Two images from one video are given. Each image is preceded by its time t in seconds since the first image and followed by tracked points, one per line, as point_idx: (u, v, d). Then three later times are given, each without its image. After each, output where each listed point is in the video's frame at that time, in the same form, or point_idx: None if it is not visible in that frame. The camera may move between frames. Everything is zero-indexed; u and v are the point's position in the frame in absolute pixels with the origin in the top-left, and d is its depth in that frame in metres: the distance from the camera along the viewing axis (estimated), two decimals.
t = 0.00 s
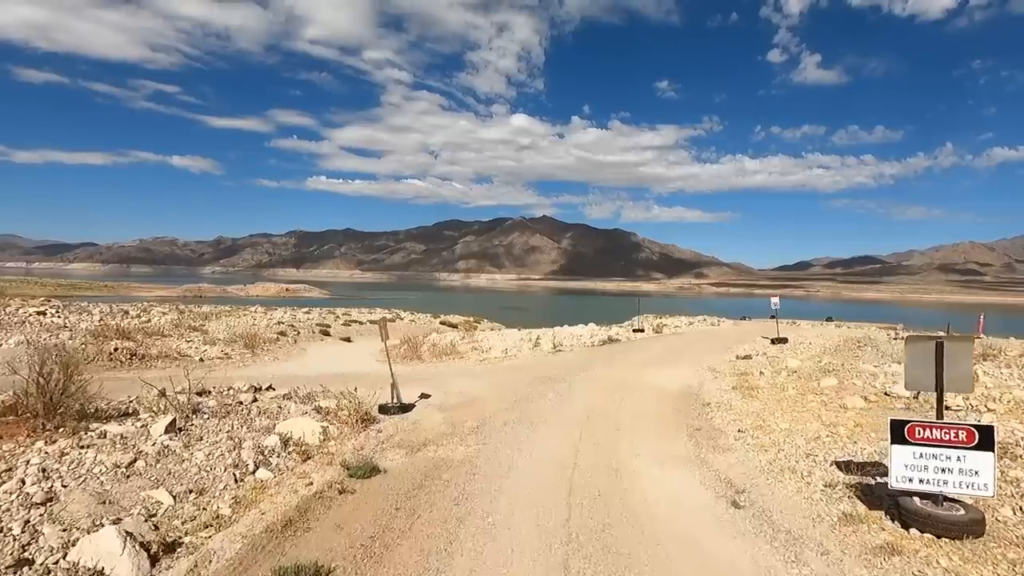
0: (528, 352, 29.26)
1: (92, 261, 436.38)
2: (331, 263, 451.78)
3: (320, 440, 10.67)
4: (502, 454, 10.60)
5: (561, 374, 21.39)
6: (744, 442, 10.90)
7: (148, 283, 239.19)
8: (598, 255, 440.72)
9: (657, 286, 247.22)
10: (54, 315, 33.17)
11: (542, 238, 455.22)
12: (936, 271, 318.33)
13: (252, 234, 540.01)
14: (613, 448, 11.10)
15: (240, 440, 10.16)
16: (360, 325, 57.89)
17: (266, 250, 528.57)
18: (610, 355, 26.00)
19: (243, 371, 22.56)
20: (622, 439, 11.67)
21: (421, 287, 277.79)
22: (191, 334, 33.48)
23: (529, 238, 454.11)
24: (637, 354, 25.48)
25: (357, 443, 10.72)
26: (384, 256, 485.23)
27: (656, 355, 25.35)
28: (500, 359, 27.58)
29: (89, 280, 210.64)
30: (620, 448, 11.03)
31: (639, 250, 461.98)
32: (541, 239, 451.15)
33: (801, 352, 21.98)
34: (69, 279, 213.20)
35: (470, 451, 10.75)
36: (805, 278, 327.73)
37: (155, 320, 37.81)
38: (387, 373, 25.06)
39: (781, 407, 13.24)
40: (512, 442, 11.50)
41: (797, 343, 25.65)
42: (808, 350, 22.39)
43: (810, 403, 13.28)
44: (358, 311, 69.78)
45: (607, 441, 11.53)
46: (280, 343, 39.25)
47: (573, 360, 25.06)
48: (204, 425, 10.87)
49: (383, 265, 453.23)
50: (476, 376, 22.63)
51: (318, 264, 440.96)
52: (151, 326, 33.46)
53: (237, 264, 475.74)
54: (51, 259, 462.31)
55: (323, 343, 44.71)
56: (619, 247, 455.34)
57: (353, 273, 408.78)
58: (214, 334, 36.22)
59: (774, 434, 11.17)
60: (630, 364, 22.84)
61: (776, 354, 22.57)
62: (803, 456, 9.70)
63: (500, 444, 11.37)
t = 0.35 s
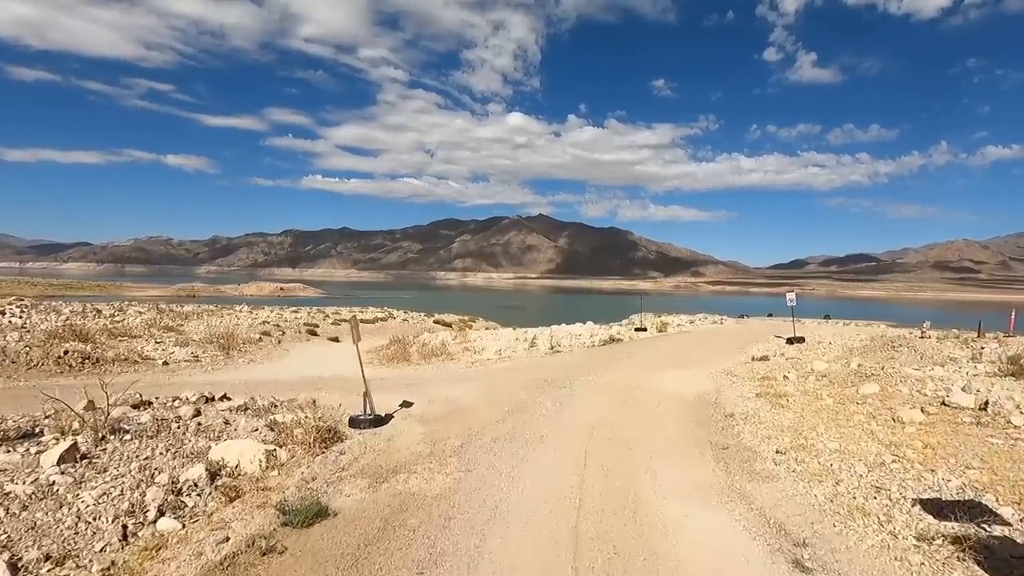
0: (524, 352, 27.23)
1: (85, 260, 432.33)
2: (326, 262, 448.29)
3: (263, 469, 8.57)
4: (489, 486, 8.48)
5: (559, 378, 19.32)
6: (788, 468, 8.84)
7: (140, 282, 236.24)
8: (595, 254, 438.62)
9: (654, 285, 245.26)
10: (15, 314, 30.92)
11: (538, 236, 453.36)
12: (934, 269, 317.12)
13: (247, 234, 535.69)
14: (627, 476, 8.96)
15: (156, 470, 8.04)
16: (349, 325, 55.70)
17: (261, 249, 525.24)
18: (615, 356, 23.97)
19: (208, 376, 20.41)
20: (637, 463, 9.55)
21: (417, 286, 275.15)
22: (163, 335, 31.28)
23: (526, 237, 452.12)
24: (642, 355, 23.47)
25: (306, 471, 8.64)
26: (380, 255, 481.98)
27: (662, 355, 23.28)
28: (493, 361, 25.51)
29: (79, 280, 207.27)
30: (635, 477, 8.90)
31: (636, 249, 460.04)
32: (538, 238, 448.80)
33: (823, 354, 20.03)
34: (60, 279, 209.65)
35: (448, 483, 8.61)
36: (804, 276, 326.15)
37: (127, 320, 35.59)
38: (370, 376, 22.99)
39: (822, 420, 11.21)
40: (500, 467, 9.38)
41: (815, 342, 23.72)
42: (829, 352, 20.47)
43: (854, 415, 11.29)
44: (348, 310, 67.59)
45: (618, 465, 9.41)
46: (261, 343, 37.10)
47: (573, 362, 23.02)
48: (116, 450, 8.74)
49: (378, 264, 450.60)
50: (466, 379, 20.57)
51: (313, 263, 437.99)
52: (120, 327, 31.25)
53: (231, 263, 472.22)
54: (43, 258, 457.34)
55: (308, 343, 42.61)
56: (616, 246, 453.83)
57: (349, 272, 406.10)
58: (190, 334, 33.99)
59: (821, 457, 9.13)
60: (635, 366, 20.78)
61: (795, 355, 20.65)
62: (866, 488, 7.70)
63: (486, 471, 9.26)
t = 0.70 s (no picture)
0: (518, 354, 25.16)
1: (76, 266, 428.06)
2: (321, 264, 444.83)
3: (163, 526, 6.49)
4: (466, 543, 6.44)
5: (556, 384, 17.29)
6: (855, 507, 6.85)
7: (131, 287, 233.41)
8: (591, 251, 436.71)
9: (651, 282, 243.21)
10: None
11: (533, 235, 451.56)
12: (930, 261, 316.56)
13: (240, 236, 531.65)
14: (648, 520, 6.96)
15: (7, 536, 6.00)
16: (338, 328, 53.53)
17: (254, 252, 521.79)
18: (617, 356, 21.91)
19: (165, 388, 18.30)
20: (658, 498, 7.57)
21: (412, 286, 272.59)
22: (130, 342, 29.11)
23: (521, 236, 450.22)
24: (647, 356, 21.44)
25: (223, 526, 6.56)
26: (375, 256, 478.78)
27: (669, 356, 21.28)
28: (485, 364, 23.43)
29: (70, 286, 205.04)
30: (656, 523, 6.88)
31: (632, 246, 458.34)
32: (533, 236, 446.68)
33: (849, 353, 18.04)
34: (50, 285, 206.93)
35: (414, 538, 6.57)
36: (800, 271, 324.99)
37: (96, 327, 33.43)
38: (349, 384, 20.88)
39: (879, 436, 9.20)
40: (485, 509, 7.37)
41: (836, 340, 21.70)
42: (856, 351, 18.47)
43: (918, 429, 9.28)
44: (339, 312, 65.39)
45: (634, 503, 7.42)
46: (240, 349, 34.98)
47: (572, 365, 20.98)
48: None
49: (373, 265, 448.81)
50: (453, 386, 18.52)
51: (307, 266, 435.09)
52: (84, 334, 29.10)
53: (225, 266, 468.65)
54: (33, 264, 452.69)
55: (292, 347, 40.38)
56: (611, 244, 452.48)
57: (343, 274, 403.34)
58: (161, 341, 31.83)
59: (895, 491, 7.13)
60: (640, 369, 18.73)
61: (819, 354, 18.64)
62: (980, 551, 5.72)
63: (466, 515, 7.24)
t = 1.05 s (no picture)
0: (508, 358, 23.04)
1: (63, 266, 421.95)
2: (312, 265, 440.82)
3: None
4: None
5: (547, 394, 15.31)
6: None
7: (117, 287, 229.15)
8: (584, 252, 435.31)
9: (646, 282, 241.98)
10: None
11: (527, 235, 449.73)
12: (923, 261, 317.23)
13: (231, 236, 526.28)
14: None
15: None
16: (322, 329, 51.27)
17: (245, 252, 516.41)
18: (617, 360, 19.96)
19: (105, 398, 16.12)
20: (688, 565, 5.63)
21: (404, 287, 269.94)
22: (87, 344, 26.84)
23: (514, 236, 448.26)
24: (650, 360, 19.50)
25: None
26: (367, 256, 475.39)
27: (673, 359, 19.31)
28: (472, 368, 21.38)
29: (53, 286, 200.44)
30: None
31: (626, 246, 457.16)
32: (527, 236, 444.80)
33: (879, 357, 16.07)
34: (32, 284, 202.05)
35: None
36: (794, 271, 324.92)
37: (54, 329, 31.07)
38: (318, 391, 18.75)
39: (959, 469, 7.27)
40: None
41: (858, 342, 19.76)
42: (885, 355, 16.54)
43: (1006, 458, 7.36)
44: (324, 312, 63.08)
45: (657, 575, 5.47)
46: (211, 352, 32.72)
47: (567, 371, 18.98)
48: None
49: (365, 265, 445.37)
50: (432, 395, 16.47)
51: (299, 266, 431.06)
52: (37, 337, 26.80)
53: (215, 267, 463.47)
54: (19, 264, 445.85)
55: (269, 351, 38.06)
56: (604, 244, 451.32)
57: (335, 274, 399.69)
58: (124, 343, 29.52)
59: (1020, 565, 5.26)
60: (643, 375, 16.83)
61: (844, 358, 16.71)
62: None
63: None
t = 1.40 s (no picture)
0: (492, 364, 21.04)
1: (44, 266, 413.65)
2: (299, 266, 435.85)
3: None
4: None
5: (532, 408, 13.33)
6: None
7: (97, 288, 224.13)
8: (574, 254, 434.39)
9: (635, 284, 241.10)
10: None
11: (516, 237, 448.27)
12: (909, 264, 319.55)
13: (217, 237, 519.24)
14: None
15: None
16: (299, 332, 48.92)
17: (231, 253, 510.29)
18: (612, 368, 17.99)
19: (22, 413, 13.89)
20: None
21: (392, 289, 267.00)
22: (31, 349, 24.45)
23: (503, 238, 446.61)
24: (649, 367, 17.54)
25: None
26: (355, 258, 471.14)
27: (675, 366, 17.38)
28: (452, 376, 19.33)
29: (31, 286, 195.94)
30: None
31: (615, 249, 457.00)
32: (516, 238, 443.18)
33: (907, 366, 14.28)
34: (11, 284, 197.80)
35: None
36: (782, 274, 325.98)
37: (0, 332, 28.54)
38: (275, 403, 16.63)
39: None
40: None
41: (878, 347, 17.94)
42: (914, 363, 14.72)
43: None
44: (304, 314, 60.69)
45: None
46: (174, 357, 30.38)
47: (556, 380, 16.97)
48: None
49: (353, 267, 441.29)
50: (403, 409, 14.40)
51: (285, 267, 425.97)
52: None
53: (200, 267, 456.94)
54: None
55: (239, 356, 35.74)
56: (593, 246, 451.05)
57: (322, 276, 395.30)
58: (76, 347, 27.11)
59: None
60: (643, 385, 14.87)
61: (868, 367, 14.87)
62: None
63: None
